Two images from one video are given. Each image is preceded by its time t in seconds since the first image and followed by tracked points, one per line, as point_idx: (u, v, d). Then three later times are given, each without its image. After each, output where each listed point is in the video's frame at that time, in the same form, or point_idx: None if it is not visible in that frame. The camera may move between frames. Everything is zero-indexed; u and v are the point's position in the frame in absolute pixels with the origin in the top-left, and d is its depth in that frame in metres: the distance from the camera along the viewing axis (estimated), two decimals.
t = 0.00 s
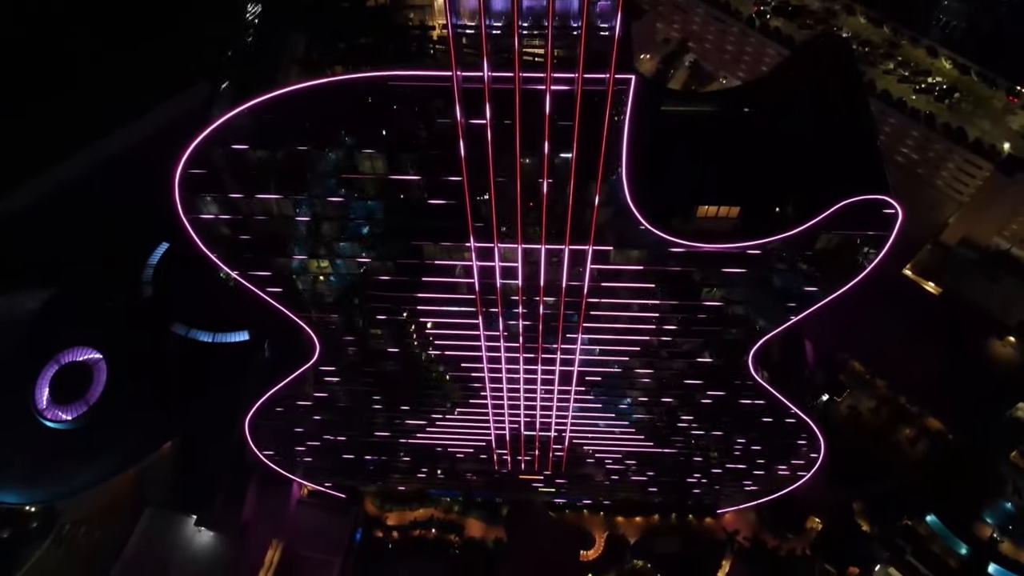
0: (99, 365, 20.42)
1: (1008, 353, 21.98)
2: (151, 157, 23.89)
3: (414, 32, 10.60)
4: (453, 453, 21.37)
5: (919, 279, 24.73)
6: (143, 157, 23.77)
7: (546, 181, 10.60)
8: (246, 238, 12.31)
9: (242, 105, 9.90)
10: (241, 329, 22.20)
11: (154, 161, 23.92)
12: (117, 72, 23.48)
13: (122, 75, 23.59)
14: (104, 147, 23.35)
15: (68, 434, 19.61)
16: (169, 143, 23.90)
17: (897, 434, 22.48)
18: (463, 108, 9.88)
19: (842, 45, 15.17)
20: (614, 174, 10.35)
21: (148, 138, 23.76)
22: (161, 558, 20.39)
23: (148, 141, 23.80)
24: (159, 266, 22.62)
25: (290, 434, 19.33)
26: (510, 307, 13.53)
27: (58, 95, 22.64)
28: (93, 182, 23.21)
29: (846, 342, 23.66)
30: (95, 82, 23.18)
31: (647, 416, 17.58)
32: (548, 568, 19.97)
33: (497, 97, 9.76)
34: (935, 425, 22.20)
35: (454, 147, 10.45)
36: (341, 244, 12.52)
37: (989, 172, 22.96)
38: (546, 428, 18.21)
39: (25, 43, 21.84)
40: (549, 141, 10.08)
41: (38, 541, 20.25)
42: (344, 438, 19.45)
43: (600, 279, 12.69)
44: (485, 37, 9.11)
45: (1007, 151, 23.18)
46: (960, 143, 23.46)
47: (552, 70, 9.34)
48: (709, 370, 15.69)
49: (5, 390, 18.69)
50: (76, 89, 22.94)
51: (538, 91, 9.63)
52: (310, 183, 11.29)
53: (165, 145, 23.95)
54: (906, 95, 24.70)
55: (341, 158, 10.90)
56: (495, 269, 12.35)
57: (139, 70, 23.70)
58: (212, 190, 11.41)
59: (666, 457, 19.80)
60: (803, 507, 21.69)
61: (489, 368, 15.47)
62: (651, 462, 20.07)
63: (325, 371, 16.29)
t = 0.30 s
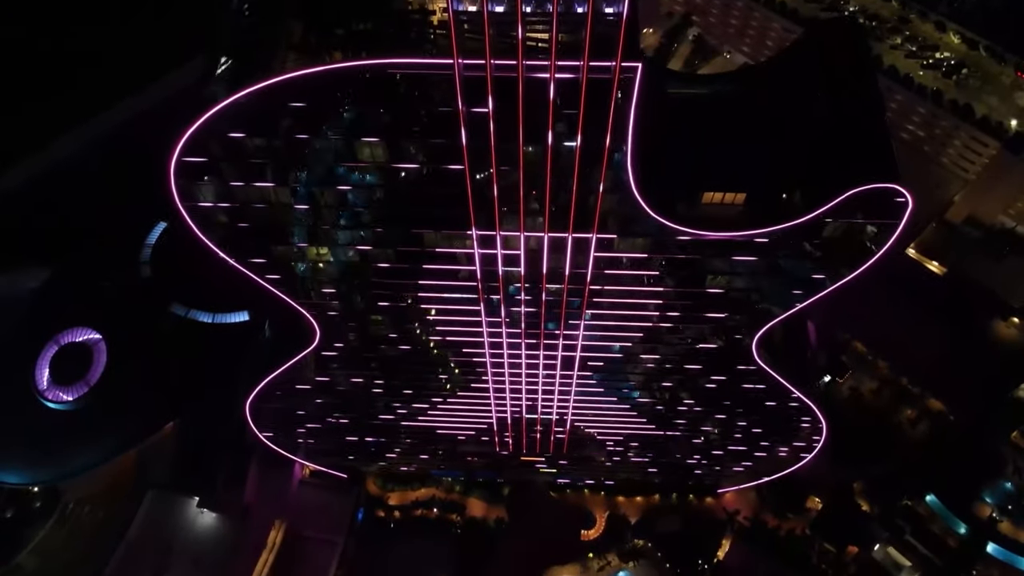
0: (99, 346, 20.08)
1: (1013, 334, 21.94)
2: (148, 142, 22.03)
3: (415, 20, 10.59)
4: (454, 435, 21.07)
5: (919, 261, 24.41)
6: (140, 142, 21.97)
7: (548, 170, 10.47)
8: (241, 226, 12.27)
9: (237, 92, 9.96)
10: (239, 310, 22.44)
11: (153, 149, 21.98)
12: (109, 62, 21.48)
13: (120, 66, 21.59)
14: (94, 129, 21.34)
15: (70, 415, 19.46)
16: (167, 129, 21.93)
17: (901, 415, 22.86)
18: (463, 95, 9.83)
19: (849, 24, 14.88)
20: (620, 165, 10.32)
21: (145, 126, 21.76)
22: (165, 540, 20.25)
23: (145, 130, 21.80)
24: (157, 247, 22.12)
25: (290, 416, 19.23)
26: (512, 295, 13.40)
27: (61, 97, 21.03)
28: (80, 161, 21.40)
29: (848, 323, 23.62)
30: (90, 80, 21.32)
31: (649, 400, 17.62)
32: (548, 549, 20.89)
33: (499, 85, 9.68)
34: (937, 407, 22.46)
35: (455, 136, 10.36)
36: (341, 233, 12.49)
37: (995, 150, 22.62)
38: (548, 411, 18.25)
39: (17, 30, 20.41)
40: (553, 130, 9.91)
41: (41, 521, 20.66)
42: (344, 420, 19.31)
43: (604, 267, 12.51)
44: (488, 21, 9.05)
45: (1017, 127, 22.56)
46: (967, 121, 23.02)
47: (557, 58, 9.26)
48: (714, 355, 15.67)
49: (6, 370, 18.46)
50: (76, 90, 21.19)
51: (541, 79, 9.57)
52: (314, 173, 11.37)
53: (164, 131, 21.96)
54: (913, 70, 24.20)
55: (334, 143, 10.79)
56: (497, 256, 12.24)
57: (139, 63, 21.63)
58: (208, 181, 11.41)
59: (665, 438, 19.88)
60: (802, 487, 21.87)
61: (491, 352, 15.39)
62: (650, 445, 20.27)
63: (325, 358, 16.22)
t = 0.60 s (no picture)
0: (98, 326, 20.07)
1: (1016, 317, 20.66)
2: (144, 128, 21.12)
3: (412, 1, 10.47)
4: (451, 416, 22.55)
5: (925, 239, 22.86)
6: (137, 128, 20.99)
7: (552, 158, 10.64)
8: (238, 214, 12.45)
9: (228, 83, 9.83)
10: (239, 291, 22.03)
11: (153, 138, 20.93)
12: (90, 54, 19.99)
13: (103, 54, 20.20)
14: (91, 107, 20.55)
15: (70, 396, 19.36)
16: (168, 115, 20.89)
17: (901, 395, 22.62)
18: (464, 83, 9.77)
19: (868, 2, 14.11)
20: (624, 154, 10.42)
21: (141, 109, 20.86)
22: (169, 522, 20.41)
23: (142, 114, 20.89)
24: (155, 224, 21.81)
25: (293, 399, 19.31)
26: (514, 282, 13.75)
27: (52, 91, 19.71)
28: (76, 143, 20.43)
29: (852, 302, 22.78)
30: (75, 72, 19.98)
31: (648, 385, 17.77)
32: (548, 529, 20.95)
33: (502, 72, 9.63)
34: (938, 387, 21.73)
35: (458, 124, 10.42)
36: (344, 221, 12.67)
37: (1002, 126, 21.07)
38: (550, 395, 18.51)
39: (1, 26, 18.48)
40: (556, 118, 10.06)
41: (44, 502, 20.65)
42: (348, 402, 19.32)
43: (606, 253, 12.83)
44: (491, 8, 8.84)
45: None
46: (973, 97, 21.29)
47: (563, 45, 9.15)
48: (716, 338, 15.83)
49: (6, 350, 18.31)
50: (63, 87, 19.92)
51: (545, 66, 9.45)
52: (317, 161, 11.44)
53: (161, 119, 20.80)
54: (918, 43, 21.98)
55: (331, 134, 10.88)
56: (499, 243, 12.53)
57: (126, 51, 20.31)
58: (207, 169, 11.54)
59: (665, 419, 20.01)
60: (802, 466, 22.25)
61: (493, 337, 15.77)
62: (651, 429, 20.48)
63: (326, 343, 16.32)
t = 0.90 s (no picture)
0: (98, 306, 19.91)
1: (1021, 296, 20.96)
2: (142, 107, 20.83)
3: None
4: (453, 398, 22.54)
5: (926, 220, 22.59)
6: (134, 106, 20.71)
7: (557, 148, 10.45)
8: (238, 201, 12.38)
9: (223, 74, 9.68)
10: (240, 271, 21.83)
11: (150, 113, 20.64)
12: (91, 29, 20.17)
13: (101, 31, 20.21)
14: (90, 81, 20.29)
15: (70, 375, 19.33)
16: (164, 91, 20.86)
17: (902, 375, 22.46)
18: (467, 72, 9.67)
19: None
20: (629, 144, 10.30)
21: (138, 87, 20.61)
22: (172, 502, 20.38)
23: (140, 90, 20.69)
24: (153, 203, 21.25)
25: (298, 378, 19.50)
26: (517, 269, 13.63)
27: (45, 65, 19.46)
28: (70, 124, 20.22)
29: (854, 283, 22.69)
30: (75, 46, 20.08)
31: (651, 368, 17.82)
32: (550, 510, 21.10)
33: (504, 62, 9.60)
34: (940, 367, 21.89)
35: (459, 113, 10.33)
36: (341, 210, 12.54)
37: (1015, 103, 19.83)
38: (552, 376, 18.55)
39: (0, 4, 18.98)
40: (561, 109, 9.94)
41: (47, 482, 20.84)
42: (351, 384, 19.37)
43: (610, 241, 12.75)
44: None
45: None
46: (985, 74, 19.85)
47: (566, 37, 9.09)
48: (721, 324, 15.73)
49: (6, 331, 18.34)
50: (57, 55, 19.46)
51: (549, 55, 9.37)
52: (315, 150, 11.29)
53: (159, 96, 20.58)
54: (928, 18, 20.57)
55: (332, 122, 10.77)
56: (501, 231, 12.41)
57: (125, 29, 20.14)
58: (204, 157, 11.42)
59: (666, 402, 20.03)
60: (803, 446, 22.43)
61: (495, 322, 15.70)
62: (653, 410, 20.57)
63: (327, 328, 16.34)
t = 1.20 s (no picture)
0: (97, 287, 19.74)
1: None
2: (139, 85, 20.15)
3: None
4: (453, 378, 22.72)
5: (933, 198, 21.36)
6: (131, 83, 20.13)
7: (562, 133, 10.57)
8: (236, 187, 12.25)
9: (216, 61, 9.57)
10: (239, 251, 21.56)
11: (145, 90, 20.01)
12: None
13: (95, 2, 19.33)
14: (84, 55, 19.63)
15: (70, 357, 19.19)
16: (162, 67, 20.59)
17: (904, 355, 21.71)
18: (471, 60, 9.70)
19: None
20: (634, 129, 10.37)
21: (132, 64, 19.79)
22: (176, 483, 20.51)
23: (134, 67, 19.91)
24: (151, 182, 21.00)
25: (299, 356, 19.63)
26: (520, 256, 13.69)
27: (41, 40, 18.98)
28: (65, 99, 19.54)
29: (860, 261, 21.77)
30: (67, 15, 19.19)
31: (652, 350, 17.92)
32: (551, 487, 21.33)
33: (509, 51, 9.65)
34: (943, 348, 20.98)
35: (461, 101, 10.31)
36: (345, 196, 12.60)
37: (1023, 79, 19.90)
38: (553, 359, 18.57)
39: None
40: (565, 95, 10.04)
41: (50, 461, 20.53)
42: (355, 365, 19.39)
43: (613, 230, 12.74)
44: None
45: None
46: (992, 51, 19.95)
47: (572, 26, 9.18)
48: (724, 309, 15.74)
49: (6, 310, 18.07)
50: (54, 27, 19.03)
51: (554, 44, 9.50)
52: (319, 138, 11.28)
53: (158, 73, 20.23)
54: None
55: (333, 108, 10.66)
56: (503, 218, 12.43)
57: None
58: (200, 143, 11.26)
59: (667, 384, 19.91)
60: (803, 425, 22.69)
61: (497, 307, 15.67)
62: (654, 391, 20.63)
63: (327, 312, 16.30)
